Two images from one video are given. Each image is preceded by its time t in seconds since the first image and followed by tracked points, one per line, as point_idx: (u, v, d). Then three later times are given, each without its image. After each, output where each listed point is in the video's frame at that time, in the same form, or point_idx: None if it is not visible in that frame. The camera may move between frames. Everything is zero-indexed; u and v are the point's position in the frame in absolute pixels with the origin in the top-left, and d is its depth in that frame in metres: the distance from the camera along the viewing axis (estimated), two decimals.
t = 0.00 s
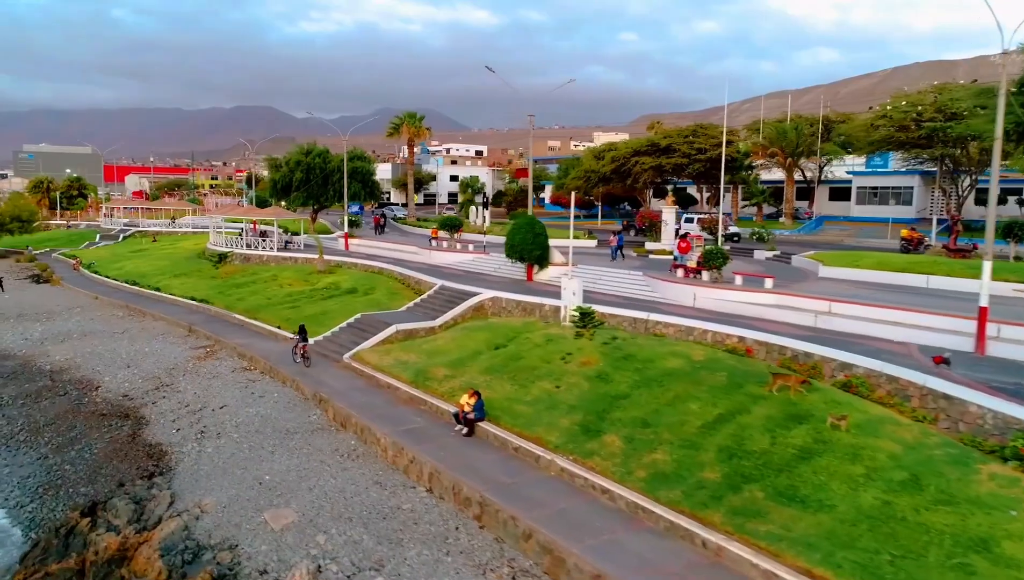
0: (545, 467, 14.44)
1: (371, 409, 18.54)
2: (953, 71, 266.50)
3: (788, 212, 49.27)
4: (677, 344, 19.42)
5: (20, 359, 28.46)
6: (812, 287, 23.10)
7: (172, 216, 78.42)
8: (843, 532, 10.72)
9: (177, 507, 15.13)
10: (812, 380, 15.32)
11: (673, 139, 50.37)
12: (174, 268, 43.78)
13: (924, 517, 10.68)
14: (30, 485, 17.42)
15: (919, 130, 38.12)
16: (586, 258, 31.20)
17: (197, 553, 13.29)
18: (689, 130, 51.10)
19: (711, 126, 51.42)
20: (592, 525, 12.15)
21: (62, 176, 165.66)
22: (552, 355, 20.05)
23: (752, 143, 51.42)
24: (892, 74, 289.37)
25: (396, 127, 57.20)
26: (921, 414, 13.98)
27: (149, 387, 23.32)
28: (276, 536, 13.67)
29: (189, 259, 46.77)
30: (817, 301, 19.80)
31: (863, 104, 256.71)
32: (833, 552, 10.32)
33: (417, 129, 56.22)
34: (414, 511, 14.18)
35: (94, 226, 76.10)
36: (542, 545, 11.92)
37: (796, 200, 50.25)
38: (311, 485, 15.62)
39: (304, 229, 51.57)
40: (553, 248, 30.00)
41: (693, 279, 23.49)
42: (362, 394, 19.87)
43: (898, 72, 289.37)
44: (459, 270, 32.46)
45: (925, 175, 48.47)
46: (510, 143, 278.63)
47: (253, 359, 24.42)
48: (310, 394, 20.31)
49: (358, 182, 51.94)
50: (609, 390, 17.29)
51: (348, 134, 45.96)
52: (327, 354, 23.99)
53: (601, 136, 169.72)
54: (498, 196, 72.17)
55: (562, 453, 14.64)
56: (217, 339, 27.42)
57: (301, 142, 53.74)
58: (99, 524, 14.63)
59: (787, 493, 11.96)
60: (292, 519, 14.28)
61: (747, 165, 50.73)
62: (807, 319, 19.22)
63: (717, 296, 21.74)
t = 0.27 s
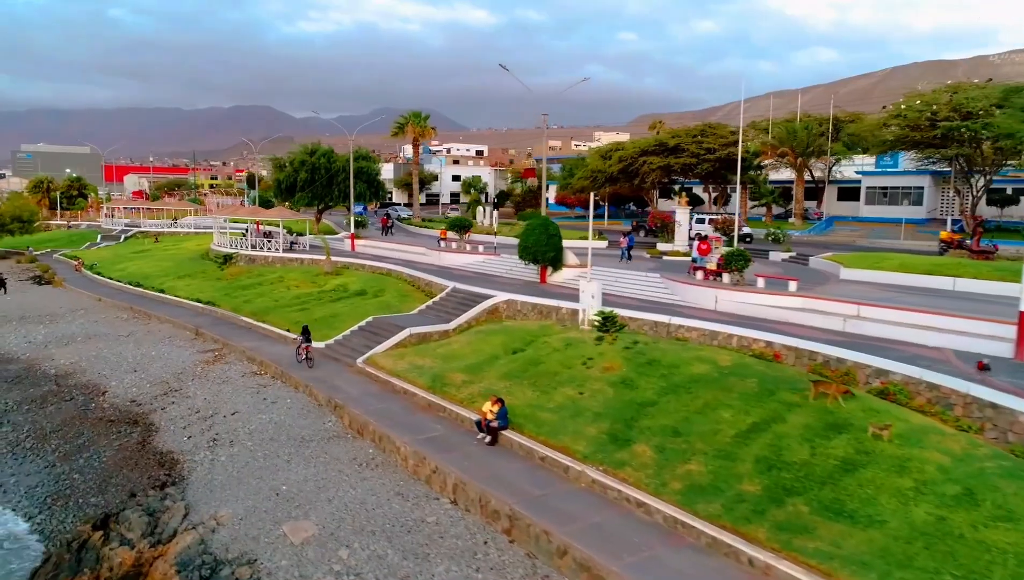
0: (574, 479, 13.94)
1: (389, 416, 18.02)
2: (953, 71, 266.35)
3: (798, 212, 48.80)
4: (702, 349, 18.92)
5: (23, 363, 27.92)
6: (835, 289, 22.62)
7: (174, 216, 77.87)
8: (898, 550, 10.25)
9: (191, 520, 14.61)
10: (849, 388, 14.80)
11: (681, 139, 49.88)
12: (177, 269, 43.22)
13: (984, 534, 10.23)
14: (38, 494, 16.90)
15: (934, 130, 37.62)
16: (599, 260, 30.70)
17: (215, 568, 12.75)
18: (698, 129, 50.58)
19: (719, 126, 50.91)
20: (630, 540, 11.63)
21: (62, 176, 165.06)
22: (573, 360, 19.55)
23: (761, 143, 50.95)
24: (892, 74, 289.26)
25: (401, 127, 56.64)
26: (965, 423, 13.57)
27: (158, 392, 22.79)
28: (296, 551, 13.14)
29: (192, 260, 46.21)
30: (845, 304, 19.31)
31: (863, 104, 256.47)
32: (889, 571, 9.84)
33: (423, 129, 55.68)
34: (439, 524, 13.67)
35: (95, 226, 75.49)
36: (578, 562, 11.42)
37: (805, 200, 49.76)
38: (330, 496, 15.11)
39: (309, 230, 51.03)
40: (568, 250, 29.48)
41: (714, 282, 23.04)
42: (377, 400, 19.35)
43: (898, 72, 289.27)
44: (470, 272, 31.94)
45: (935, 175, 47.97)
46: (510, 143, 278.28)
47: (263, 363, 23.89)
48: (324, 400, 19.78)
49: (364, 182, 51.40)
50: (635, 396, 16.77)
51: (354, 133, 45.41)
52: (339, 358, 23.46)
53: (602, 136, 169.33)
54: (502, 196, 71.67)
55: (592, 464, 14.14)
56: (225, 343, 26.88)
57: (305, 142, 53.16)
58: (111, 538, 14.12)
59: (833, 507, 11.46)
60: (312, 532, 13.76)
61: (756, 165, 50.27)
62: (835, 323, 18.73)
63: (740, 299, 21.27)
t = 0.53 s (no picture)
0: (613, 492, 13.35)
1: (411, 424, 17.41)
2: (954, 70, 266.11)
3: (810, 212, 48.26)
4: (734, 355, 18.34)
5: (29, 367, 27.32)
6: (864, 291, 22.06)
7: (176, 216, 77.16)
8: (970, 573, 9.75)
9: (211, 534, 14.03)
10: (897, 397, 14.23)
11: (692, 138, 49.30)
12: (183, 270, 42.57)
13: None
14: (49, 507, 16.32)
15: (953, 129, 37.05)
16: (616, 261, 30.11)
17: None
18: (709, 128, 49.96)
19: (731, 125, 50.29)
20: (679, 560, 11.05)
21: (62, 176, 164.19)
22: (599, 366, 18.96)
23: (773, 142, 50.34)
24: (893, 73, 288.92)
25: (407, 125, 55.93)
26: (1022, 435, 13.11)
27: (169, 398, 22.19)
28: (323, 568, 12.54)
29: (198, 260, 45.56)
30: (881, 308, 18.76)
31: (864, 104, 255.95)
32: None
33: (429, 128, 55.04)
34: (472, 540, 13.06)
35: (97, 226, 74.85)
36: None
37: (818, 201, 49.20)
38: (355, 510, 14.51)
39: (315, 230, 50.40)
40: (585, 251, 28.90)
41: (739, 284, 22.46)
42: (398, 406, 18.75)
43: (899, 71, 288.98)
44: (483, 273, 31.32)
45: (949, 175, 47.43)
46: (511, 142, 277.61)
47: (277, 368, 23.28)
48: (343, 406, 19.17)
49: (371, 181, 50.74)
50: (668, 405, 16.17)
51: (361, 132, 44.76)
52: (354, 363, 22.84)
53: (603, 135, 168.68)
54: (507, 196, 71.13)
55: (630, 477, 13.56)
56: (236, 346, 26.28)
57: (310, 141, 52.49)
58: (128, 554, 13.55)
59: (894, 525, 10.92)
60: (339, 548, 13.14)
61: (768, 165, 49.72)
62: (871, 328, 18.17)
63: (769, 302, 20.68)
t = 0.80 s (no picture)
0: (648, 505, 12.85)
1: (431, 431, 16.90)
2: (954, 70, 266.14)
3: (821, 213, 47.82)
4: (763, 361, 17.84)
5: (34, 371, 26.79)
6: (891, 294, 21.56)
7: (179, 216, 76.58)
8: None
9: (229, 548, 13.51)
10: (942, 404, 13.75)
11: (702, 138, 48.82)
12: (187, 271, 42.06)
13: None
14: (59, 517, 15.81)
15: (970, 128, 36.56)
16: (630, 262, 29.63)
17: None
18: (719, 127, 49.40)
19: (741, 124, 49.74)
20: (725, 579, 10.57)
21: (61, 176, 163.52)
22: (623, 371, 18.47)
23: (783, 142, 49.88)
24: (892, 72, 288.70)
25: (413, 125, 55.37)
26: None
27: (179, 404, 21.67)
28: None
29: (202, 261, 45.03)
30: (912, 312, 18.27)
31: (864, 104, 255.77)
32: None
33: (436, 127, 54.56)
34: (502, 555, 12.56)
35: (99, 226, 74.28)
36: None
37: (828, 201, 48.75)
38: (378, 522, 13.99)
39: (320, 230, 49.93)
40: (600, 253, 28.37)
41: (762, 287, 21.97)
42: (417, 413, 18.24)
43: (899, 71, 288.98)
44: (495, 275, 30.81)
45: (960, 175, 47.00)
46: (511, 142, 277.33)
47: (289, 372, 22.75)
48: (359, 413, 18.64)
49: (377, 181, 50.23)
50: (699, 412, 15.67)
51: (369, 132, 44.23)
52: (368, 368, 22.31)
53: (604, 135, 168.41)
54: (512, 196, 70.74)
55: (666, 489, 13.06)
56: (245, 350, 25.76)
57: (315, 140, 51.96)
58: (144, 570, 13.05)
59: (951, 542, 10.45)
60: (363, 562, 12.61)
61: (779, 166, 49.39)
62: (903, 333, 17.69)
63: (794, 305, 20.19)
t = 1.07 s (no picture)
0: (687, 518, 12.36)
1: (453, 438, 16.38)
2: (954, 69, 266.00)
3: (832, 213, 47.38)
4: (793, 365, 17.34)
5: (40, 375, 26.28)
6: (918, 296, 21.08)
7: (181, 216, 75.98)
8: None
9: (249, 562, 13.01)
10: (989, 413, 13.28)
11: (712, 137, 48.37)
12: (193, 272, 41.51)
13: None
14: (69, 528, 15.29)
15: (987, 126, 36.09)
16: (646, 264, 29.15)
17: None
18: (729, 127, 48.92)
19: (751, 123, 49.27)
20: None
21: (61, 175, 162.73)
22: (648, 376, 17.97)
23: (794, 141, 49.44)
24: (892, 72, 288.58)
25: (419, 124, 54.87)
26: None
27: (189, 409, 21.16)
28: None
29: (206, 262, 44.43)
30: (946, 316, 17.79)
31: (865, 103, 255.37)
32: None
33: (442, 126, 54.06)
34: (535, 570, 12.06)
35: (100, 226, 73.69)
36: None
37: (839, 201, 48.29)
38: (403, 535, 13.48)
39: (326, 230, 49.41)
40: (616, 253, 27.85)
41: (786, 289, 21.47)
42: (437, 418, 17.72)
43: (899, 71, 288.73)
44: (508, 276, 30.28)
45: (972, 174, 46.59)
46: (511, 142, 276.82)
47: (302, 377, 22.22)
48: (377, 419, 18.12)
49: (384, 181, 49.72)
50: (731, 419, 15.17)
51: (376, 131, 43.74)
52: (383, 372, 21.80)
53: (605, 135, 168.16)
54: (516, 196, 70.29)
55: (704, 501, 12.57)
56: (255, 353, 25.25)
57: (321, 139, 51.46)
58: None
59: (1014, 561, 9.98)
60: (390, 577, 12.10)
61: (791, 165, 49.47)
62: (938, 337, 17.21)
63: (822, 308, 19.72)
